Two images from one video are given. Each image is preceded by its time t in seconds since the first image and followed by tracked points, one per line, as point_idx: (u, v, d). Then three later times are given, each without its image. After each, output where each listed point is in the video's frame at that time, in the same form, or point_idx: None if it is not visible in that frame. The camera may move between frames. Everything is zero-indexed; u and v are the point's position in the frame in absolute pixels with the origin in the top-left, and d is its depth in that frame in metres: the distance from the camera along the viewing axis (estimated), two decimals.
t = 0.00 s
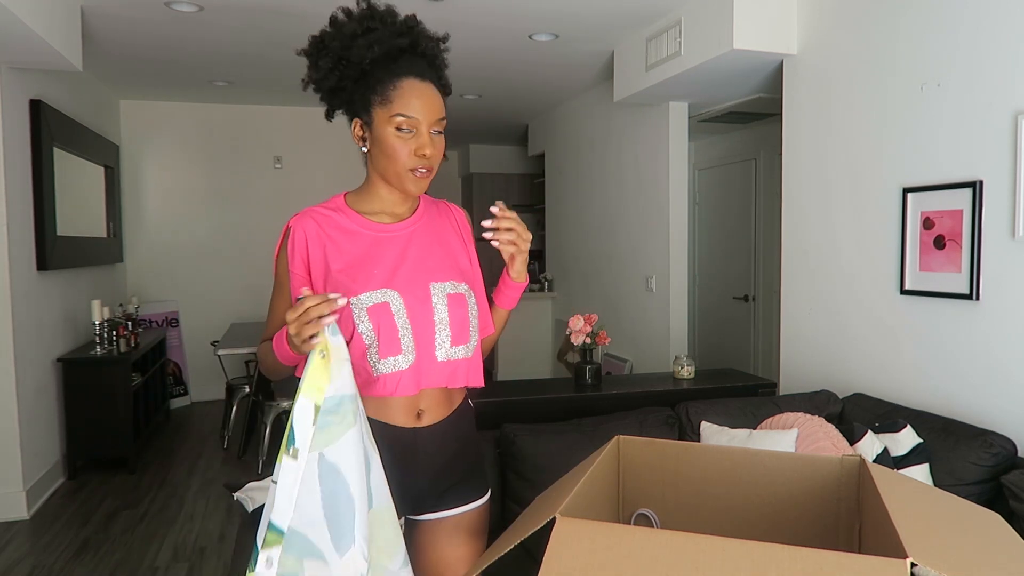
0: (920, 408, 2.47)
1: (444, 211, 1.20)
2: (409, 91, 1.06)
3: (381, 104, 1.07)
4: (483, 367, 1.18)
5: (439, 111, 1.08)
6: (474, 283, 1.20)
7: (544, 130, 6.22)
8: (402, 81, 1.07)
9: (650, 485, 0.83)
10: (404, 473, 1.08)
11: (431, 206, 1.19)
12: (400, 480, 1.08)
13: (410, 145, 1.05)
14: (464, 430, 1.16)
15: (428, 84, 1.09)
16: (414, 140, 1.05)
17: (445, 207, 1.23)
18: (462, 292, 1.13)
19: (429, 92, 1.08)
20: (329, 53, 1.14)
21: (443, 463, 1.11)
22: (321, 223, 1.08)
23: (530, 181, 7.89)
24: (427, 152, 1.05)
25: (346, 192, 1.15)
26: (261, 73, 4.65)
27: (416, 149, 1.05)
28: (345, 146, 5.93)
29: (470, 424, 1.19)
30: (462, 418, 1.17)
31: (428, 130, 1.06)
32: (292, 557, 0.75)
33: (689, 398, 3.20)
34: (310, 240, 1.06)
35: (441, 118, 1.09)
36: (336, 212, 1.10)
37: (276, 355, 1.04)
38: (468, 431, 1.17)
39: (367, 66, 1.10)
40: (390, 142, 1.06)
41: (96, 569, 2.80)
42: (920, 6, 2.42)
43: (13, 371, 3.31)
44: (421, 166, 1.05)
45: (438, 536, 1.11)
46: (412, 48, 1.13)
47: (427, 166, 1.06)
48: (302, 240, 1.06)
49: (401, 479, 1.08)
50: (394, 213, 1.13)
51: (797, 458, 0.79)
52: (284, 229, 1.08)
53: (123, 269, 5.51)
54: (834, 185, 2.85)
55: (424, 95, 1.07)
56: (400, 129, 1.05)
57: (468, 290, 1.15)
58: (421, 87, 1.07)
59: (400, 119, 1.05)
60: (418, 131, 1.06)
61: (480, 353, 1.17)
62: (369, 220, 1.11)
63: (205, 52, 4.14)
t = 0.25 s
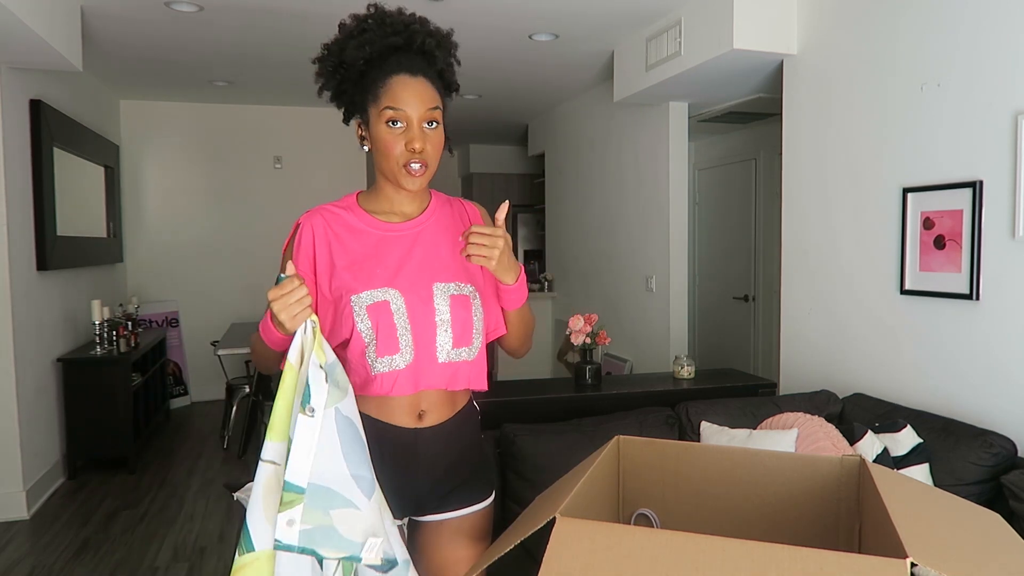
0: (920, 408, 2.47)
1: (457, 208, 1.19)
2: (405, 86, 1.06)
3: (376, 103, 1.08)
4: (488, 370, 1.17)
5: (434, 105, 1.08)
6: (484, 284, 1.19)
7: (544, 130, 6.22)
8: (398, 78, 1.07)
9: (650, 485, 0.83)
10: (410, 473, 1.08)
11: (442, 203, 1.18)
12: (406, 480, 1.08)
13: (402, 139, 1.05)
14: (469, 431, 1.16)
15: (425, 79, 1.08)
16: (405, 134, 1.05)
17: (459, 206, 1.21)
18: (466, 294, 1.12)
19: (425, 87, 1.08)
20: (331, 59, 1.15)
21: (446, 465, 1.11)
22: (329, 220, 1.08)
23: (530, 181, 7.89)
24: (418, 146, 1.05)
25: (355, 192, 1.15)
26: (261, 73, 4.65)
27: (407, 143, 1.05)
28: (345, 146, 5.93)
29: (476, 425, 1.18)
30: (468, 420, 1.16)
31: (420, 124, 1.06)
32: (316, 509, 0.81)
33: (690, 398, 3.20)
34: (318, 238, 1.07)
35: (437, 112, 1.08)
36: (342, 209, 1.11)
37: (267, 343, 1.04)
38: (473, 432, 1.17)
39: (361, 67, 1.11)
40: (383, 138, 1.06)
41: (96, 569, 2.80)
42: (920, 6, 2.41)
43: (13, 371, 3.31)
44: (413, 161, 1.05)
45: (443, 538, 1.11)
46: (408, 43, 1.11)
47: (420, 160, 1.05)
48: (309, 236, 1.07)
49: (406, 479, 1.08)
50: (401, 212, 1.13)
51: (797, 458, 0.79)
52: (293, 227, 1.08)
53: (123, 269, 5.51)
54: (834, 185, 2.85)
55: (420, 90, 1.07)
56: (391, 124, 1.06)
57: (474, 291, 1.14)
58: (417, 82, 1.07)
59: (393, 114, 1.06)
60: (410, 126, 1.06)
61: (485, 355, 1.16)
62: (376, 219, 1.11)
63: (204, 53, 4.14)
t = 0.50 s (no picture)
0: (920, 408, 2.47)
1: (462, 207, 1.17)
2: (406, 86, 1.06)
3: (377, 103, 1.08)
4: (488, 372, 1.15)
5: (434, 105, 1.07)
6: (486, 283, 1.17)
7: (544, 130, 6.22)
8: (398, 78, 1.07)
9: (650, 485, 0.83)
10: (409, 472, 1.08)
11: (447, 201, 1.17)
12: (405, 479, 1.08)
13: (401, 138, 1.05)
14: (471, 432, 1.15)
15: (426, 80, 1.08)
16: (404, 134, 1.05)
17: (464, 203, 1.19)
18: (464, 295, 1.11)
19: (426, 88, 1.07)
20: (337, 59, 1.16)
21: (446, 465, 1.10)
22: (330, 221, 1.10)
23: (530, 181, 7.89)
24: (417, 146, 1.05)
25: (361, 192, 1.16)
26: (261, 73, 4.65)
27: (406, 142, 1.05)
28: (345, 146, 5.93)
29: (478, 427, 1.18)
30: (470, 421, 1.16)
31: (419, 124, 1.06)
32: (338, 509, 0.82)
33: (689, 398, 3.20)
34: (320, 238, 1.09)
35: (437, 112, 1.08)
36: (344, 210, 1.12)
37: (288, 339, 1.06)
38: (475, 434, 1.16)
39: (366, 66, 1.11)
40: (383, 137, 1.06)
41: (96, 569, 2.80)
42: (920, 6, 2.41)
43: (13, 371, 3.31)
44: (411, 161, 1.05)
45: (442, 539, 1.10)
46: (412, 43, 1.11)
47: (418, 160, 1.05)
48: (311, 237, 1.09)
49: (405, 479, 1.08)
50: (403, 213, 1.12)
51: (797, 458, 0.79)
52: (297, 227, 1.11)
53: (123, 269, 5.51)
54: (834, 185, 2.85)
55: (421, 90, 1.07)
56: (391, 124, 1.06)
57: (472, 292, 1.12)
58: (417, 82, 1.07)
59: (393, 113, 1.06)
60: (410, 125, 1.05)
61: (485, 356, 1.15)
62: (376, 219, 1.11)
63: (205, 52, 4.14)
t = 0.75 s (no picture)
0: (920, 408, 2.47)
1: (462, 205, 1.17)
2: (406, 83, 1.06)
3: (378, 101, 1.08)
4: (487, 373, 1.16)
5: (435, 103, 1.07)
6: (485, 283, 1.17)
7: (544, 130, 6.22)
8: (398, 77, 1.07)
9: (650, 485, 0.83)
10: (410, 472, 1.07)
11: (447, 200, 1.17)
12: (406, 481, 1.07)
13: (401, 135, 1.05)
14: (470, 433, 1.15)
15: (427, 79, 1.08)
16: (405, 130, 1.05)
17: (465, 203, 1.19)
18: (462, 296, 1.11)
19: (427, 86, 1.07)
20: (337, 60, 1.16)
21: (447, 464, 1.10)
22: (331, 220, 1.10)
23: (530, 181, 7.89)
24: (417, 143, 1.04)
25: (361, 192, 1.16)
26: (261, 74, 4.66)
27: (406, 139, 1.04)
28: (345, 146, 5.93)
29: (477, 427, 1.17)
30: (469, 421, 1.15)
31: (420, 121, 1.05)
32: (379, 493, 0.81)
33: (689, 398, 3.20)
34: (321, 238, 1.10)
35: (438, 111, 1.08)
36: (344, 208, 1.12)
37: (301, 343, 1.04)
38: (473, 433, 1.16)
39: (367, 66, 1.11)
40: (383, 134, 1.06)
41: (96, 569, 2.80)
42: (921, 6, 2.41)
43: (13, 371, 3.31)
44: (411, 158, 1.05)
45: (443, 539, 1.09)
46: (413, 44, 1.11)
47: (418, 158, 1.05)
48: (311, 235, 1.10)
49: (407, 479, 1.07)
50: (402, 213, 1.12)
51: (797, 458, 0.79)
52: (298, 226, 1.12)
53: (123, 269, 5.51)
54: (834, 185, 2.85)
55: (422, 89, 1.06)
56: (392, 121, 1.05)
57: (470, 293, 1.12)
58: (418, 80, 1.07)
59: (394, 110, 1.05)
60: (410, 122, 1.05)
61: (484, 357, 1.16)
62: (376, 219, 1.11)
63: (205, 53, 4.14)
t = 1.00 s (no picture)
0: (920, 408, 2.47)
1: (462, 205, 1.17)
2: (401, 83, 1.06)
3: (375, 102, 1.07)
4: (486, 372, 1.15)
5: (431, 103, 1.07)
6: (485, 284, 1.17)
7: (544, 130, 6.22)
8: (393, 78, 1.07)
9: (650, 485, 0.83)
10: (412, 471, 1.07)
11: (446, 200, 1.17)
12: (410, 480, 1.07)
13: (398, 135, 1.05)
14: (470, 433, 1.15)
15: (423, 79, 1.08)
16: (401, 131, 1.05)
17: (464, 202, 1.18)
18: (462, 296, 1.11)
19: (423, 86, 1.07)
20: (332, 62, 1.16)
21: (449, 464, 1.10)
22: (330, 222, 1.10)
23: (530, 181, 7.89)
24: (414, 143, 1.04)
25: (360, 193, 1.16)
26: (261, 73, 4.66)
27: (403, 139, 1.04)
28: (345, 146, 5.93)
29: (477, 427, 1.17)
30: (469, 422, 1.15)
31: (416, 121, 1.05)
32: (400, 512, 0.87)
33: (689, 398, 3.20)
34: (321, 239, 1.11)
35: (434, 110, 1.07)
36: (343, 210, 1.12)
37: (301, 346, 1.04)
38: (473, 434, 1.16)
39: (362, 67, 1.11)
40: (380, 134, 1.06)
41: (96, 569, 2.80)
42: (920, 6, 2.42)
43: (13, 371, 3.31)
44: (408, 158, 1.05)
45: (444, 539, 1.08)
46: (407, 43, 1.11)
47: (416, 157, 1.05)
48: (312, 238, 1.10)
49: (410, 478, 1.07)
50: (402, 215, 1.12)
51: (797, 458, 0.79)
52: (298, 228, 1.12)
53: (123, 269, 5.51)
54: (834, 185, 2.85)
55: (418, 88, 1.06)
56: (388, 122, 1.05)
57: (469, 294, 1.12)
58: (414, 80, 1.07)
59: (390, 111, 1.05)
60: (407, 123, 1.05)
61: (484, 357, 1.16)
62: (375, 220, 1.11)
63: (205, 53, 4.14)
